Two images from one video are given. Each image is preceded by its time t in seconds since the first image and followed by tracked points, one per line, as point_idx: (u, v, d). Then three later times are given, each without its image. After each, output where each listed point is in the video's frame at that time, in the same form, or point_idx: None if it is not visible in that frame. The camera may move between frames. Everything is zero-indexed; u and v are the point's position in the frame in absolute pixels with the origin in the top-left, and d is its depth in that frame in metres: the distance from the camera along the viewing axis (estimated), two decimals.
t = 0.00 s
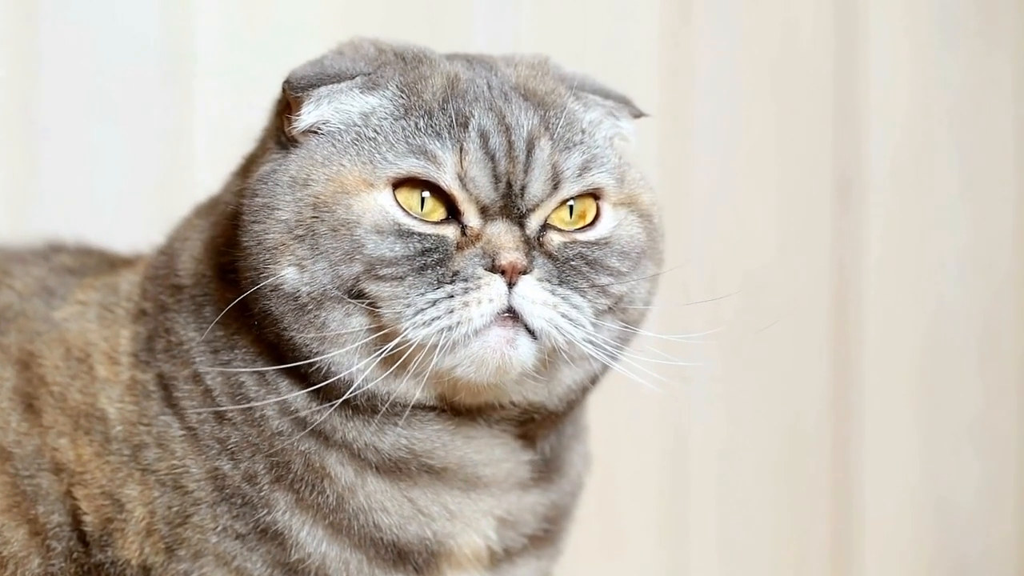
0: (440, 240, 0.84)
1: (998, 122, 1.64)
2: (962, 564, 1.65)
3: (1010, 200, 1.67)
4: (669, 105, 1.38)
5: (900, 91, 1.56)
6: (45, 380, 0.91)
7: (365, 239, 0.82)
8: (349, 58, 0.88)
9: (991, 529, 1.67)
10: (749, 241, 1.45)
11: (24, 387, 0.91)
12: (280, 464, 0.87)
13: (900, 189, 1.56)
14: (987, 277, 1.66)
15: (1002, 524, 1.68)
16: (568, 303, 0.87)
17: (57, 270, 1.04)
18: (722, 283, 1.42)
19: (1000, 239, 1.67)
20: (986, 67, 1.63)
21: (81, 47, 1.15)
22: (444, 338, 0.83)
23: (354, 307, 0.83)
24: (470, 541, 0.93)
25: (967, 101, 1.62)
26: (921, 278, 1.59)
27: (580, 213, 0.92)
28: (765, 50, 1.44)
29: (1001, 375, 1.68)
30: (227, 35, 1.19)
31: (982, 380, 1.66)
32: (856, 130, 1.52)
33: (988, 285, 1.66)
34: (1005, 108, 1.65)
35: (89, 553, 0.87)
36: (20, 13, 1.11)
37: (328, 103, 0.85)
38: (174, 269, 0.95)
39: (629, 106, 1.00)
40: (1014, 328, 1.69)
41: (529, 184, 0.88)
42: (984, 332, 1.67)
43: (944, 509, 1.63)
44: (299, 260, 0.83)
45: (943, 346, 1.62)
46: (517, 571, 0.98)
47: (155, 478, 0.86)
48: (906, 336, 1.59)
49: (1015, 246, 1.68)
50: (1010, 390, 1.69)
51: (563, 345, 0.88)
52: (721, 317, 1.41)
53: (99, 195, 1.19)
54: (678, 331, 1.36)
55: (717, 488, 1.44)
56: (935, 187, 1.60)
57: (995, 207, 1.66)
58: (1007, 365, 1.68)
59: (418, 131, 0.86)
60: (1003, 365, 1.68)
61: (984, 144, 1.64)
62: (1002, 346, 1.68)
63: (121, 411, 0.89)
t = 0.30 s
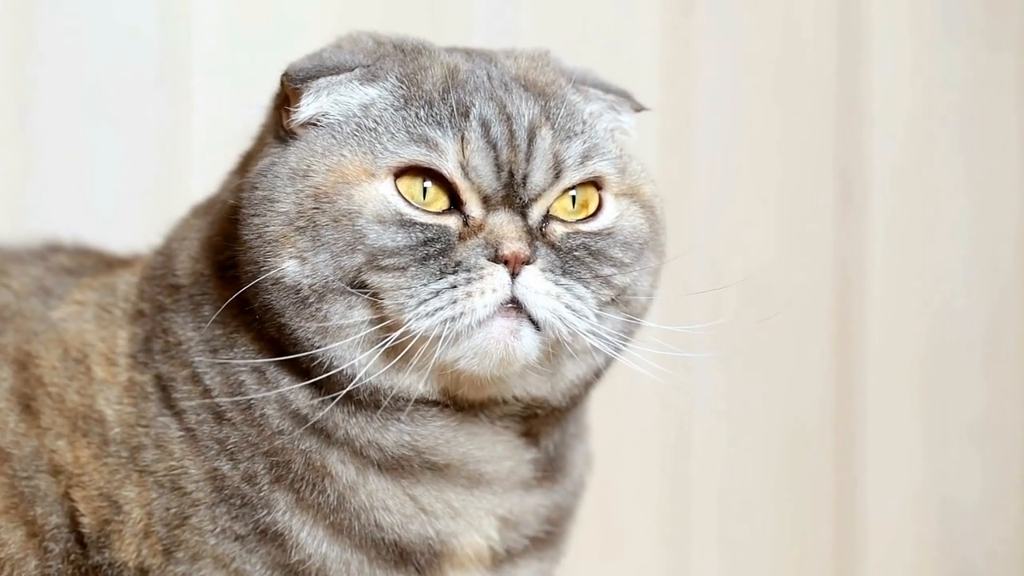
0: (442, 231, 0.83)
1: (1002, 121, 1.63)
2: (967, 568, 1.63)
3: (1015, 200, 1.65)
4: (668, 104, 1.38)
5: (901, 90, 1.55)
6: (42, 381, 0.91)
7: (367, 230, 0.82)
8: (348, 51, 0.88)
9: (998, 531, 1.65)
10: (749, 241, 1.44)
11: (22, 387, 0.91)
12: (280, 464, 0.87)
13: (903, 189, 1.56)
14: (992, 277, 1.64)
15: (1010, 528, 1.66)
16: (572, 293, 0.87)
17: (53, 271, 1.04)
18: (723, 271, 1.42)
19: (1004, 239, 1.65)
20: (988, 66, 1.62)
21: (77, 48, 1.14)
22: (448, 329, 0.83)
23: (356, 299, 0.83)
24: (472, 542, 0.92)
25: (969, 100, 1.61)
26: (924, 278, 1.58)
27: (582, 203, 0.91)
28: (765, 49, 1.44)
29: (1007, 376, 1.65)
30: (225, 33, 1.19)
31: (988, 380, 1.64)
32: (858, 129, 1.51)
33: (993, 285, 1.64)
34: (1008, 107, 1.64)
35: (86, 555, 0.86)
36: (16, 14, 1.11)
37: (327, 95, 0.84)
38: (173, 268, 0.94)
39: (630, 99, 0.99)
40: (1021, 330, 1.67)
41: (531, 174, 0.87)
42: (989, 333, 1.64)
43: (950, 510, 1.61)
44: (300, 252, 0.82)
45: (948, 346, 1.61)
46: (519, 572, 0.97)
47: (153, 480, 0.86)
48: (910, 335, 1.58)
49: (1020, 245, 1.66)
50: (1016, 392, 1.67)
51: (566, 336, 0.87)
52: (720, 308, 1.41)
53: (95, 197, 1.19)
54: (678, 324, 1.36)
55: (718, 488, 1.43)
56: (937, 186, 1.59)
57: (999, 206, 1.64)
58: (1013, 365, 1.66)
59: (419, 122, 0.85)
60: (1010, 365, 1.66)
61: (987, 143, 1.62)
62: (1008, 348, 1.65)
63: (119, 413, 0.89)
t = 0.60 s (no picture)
0: (445, 233, 0.82)
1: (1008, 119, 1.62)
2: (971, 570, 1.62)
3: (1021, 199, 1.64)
4: (670, 102, 1.38)
5: (906, 89, 1.54)
6: (42, 382, 0.90)
7: (369, 232, 0.81)
8: (350, 51, 0.87)
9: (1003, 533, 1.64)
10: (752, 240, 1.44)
11: (22, 388, 0.90)
12: (281, 466, 0.86)
13: (908, 188, 1.55)
14: (999, 277, 1.63)
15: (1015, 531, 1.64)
16: (577, 295, 0.86)
17: (53, 270, 1.03)
18: (725, 269, 1.41)
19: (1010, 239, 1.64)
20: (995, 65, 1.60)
21: (75, 45, 1.14)
22: (450, 331, 0.82)
23: (358, 302, 0.82)
24: (475, 544, 0.92)
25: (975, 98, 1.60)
26: (928, 278, 1.57)
27: (586, 205, 0.91)
28: (769, 48, 1.44)
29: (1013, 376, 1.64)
30: (225, 30, 1.18)
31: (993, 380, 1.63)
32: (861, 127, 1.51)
33: (999, 285, 1.62)
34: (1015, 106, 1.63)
35: (86, 556, 0.86)
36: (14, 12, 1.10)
37: (329, 96, 0.83)
38: (173, 269, 0.93)
39: (635, 100, 0.99)
40: None
41: (534, 177, 0.87)
42: (994, 333, 1.63)
43: (953, 510, 1.60)
44: (302, 255, 0.81)
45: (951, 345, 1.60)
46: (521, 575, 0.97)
47: (153, 481, 0.85)
48: (912, 335, 1.57)
49: None
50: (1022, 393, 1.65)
51: (571, 339, 0.87)
52: (722, 306, 1.40)
53: (94, 194, 1.18)
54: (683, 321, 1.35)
55: (720, 488, 1.43)
56: (942, 186, 1.58)
57: (1006, 205, 1.63)
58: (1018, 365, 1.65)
59: (422, 123, 0.84)
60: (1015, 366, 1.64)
61: (993, 142, 1.61)
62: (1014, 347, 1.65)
63: (119, 415, 0.88)
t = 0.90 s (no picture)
0: (447, 232, 0.82)
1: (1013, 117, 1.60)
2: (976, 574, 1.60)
3: None
4: (674, 100, 1.37)
5: (909, 88, 1.53)
6: (41, 383, 0.89)
7: (369, 231, 0.80)
8: (350, 48, 0.86)
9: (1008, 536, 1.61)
10: (756, 239, 1.43)
11: (20, 390, 0.89)
12: (282, 466, 0.85)
13: (912, 187, 1.54)
14: (1003, 277, 1.61)
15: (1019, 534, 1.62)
16: (578, 296, 0.85)
17: (51, 270, 1.02)
18: (728, 270, 1.40)
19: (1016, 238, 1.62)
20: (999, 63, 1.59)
21: (73, 43, 1.13)
22: (451, 332, 0.81)
23: (359, 301, 0.81)
24: (477, 545, 0.91)
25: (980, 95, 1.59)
26: (932, 277, 1.56)
27: (588, 204, 0.90)
28: (772, 47, 1.43)
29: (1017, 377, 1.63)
30: (224, 29, 1.18)
31: (996, 381, 1.62)
32: (864, 125, 1.50)
33: (1002, 285, 1.60)
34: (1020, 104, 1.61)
35: (86, 558, 0.85)
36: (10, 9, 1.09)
37: (329, 94, 0.83)
38: (173, 269, 0.93)
39: (638, 98, 0.98)
40: None
41: (536, 175, 0.86)
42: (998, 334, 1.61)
43: (957, 512, 1.59)
44: (302, 254, 0.80)
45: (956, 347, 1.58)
46: None
47: (152, 482, 0.84)
48: (916, 335, 1.56)
49: None
50: None
51: (572, 339, 0.86)
52: (723, 308, 1.39)
53: (92, 193, 1.17)
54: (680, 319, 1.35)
55: (723, 489, 1.42)
56: (946, 185, 1.56)
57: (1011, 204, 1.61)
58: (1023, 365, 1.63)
59: (423, 121, 0.84)
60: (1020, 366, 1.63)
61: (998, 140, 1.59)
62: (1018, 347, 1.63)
63: (119, 416, 0.87)
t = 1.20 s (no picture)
0: (441, 231, 0.81)
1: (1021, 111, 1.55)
2: None
3: None
4: (672, 100, 1.37)
5: (914, 83, 1.51)
6: (31, 384, 0.88)
7: (362, 230, 0.79)
8: (345, 46, 0.85)
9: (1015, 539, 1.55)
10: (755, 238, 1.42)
11: (10, 391, 0.88)
12: (274, 467, 0.84)
13: (912, 184, 1.51)
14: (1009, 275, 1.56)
15: None
16: (572, 296, 0.84)
17: (40, 270, 1.01)
18: (728, 271, 1.40)
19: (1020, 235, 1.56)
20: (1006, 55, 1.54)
21: (64, 41, 1.12)
22: (445, 332, 0.80)
23: (352, 301, 0.80)
24: (469, 547, 0.90)
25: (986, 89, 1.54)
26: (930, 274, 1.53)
27: (583, 205, 0.89)
28: (770, 46, 1.42)
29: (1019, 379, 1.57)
30: (217, 26, 1.16)
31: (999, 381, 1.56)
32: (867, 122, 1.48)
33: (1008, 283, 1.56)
34: None
35: (77, 562, 0.84)
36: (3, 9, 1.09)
37: (324, 92, 0.81)
38: (164, 268, 0.91)
39: (634, 96, 0.97)
40: None
41: (531, 174, 0.85)
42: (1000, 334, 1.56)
43: (964, 516, 1.55)
44: (295, 253, 0.79)
45: (964, 347, 1.55)
46: None
47: (143, 484, 0.83)
48: (922, 334, 1.53)
49: None
50: None
51: (566, 340, 0.85)
52: (725, 310, 1.38)
53: (88, 192, 1.16)
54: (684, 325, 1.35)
55: (721, 489, 1.41)
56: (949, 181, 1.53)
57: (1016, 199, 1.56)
58: None
59: (417, 119, 0.83)
60: None
61: (1004, 135, 1.54)
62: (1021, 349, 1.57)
63: (108, 416, 0.86)
